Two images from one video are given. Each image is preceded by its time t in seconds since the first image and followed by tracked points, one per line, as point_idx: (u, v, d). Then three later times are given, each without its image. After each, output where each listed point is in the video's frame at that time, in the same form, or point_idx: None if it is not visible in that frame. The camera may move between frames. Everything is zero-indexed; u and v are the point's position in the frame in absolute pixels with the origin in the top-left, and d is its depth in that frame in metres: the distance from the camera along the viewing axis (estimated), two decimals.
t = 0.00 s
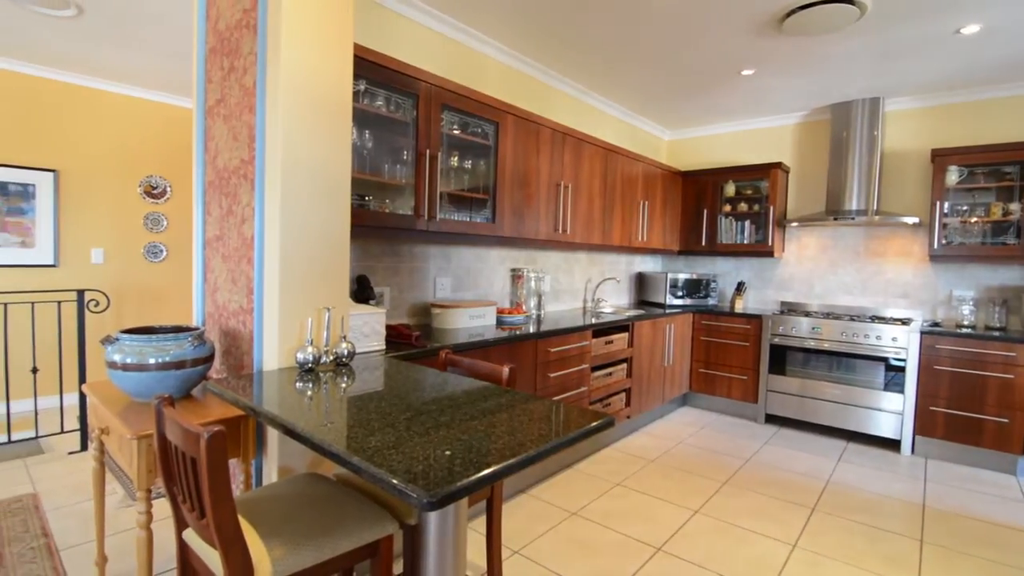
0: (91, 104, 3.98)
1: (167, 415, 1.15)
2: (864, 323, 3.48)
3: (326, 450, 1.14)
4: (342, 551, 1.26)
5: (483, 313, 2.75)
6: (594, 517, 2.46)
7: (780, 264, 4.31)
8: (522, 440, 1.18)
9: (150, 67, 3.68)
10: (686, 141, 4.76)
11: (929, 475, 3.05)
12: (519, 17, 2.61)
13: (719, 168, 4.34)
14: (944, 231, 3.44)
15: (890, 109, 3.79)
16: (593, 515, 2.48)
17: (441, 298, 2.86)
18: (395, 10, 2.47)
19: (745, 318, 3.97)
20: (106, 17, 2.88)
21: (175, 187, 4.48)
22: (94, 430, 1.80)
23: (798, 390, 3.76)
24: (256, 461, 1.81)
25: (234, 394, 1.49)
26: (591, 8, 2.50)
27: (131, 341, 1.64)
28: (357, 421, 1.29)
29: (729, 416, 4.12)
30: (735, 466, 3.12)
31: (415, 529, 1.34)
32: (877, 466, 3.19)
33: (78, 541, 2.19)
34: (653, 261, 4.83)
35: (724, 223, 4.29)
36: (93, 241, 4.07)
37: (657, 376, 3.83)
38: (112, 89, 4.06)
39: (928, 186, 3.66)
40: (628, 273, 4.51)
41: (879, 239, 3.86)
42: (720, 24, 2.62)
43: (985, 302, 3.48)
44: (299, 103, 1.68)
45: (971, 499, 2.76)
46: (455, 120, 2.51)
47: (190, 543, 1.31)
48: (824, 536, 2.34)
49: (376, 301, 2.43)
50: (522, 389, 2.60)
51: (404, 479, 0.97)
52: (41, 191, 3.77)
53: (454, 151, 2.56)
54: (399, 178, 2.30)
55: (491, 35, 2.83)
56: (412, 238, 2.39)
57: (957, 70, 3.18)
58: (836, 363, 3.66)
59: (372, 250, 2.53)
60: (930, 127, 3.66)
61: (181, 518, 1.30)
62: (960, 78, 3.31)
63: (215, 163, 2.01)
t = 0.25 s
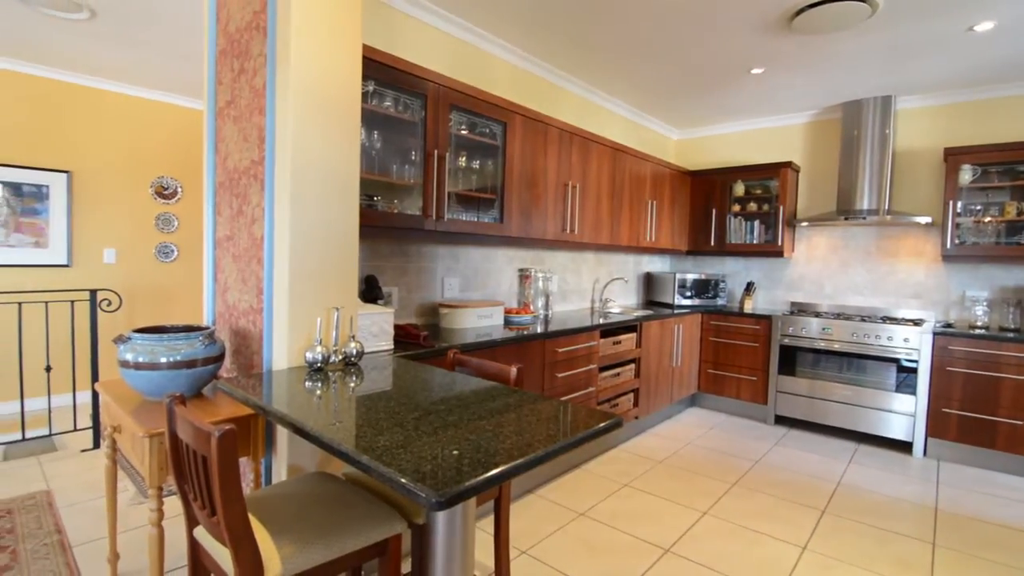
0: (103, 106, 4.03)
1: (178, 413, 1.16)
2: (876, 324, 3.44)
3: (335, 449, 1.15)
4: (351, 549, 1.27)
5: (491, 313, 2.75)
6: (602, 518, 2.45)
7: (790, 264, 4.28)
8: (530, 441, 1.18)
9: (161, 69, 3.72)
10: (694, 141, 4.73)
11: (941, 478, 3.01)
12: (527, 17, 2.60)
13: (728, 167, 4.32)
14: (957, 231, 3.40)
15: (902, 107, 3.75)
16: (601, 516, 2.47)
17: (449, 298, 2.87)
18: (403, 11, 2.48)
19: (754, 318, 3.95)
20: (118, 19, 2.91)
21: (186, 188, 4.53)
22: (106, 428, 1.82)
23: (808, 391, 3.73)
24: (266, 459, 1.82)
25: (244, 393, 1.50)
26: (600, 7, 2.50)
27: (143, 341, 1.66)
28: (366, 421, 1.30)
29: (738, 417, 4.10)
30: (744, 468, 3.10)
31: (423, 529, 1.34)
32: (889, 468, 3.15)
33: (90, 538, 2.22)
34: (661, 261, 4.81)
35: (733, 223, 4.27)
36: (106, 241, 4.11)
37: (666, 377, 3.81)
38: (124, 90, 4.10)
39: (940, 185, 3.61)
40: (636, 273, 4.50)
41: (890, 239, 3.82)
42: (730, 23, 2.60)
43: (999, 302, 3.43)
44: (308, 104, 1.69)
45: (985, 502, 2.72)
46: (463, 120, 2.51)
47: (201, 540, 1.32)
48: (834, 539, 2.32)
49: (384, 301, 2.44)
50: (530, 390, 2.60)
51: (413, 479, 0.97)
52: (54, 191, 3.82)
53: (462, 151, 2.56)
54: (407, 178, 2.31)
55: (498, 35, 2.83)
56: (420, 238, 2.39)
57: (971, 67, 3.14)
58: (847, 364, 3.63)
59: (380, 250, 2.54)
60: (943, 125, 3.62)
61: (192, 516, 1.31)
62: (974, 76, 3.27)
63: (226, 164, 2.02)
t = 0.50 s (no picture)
0: (116, 107, 4.07)
1: (190, 411, 1.17)
2: (888, 325, 3.41)
3: (345, 448, 1.15)
4: (360, 548, 1.27)
5: (500, 313, 2.75)
6: (610, 519, 2.44)
7: (801, 264, 4.24)
8: (539, 441, 1.17)
9: (173, 71, 3.75)
10: (704, 140, 4.70)
11: (955, 481, 2.97)
12: (536, 17, 2.60)
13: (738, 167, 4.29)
14: (972, 230, 3.36)
15: (915, 106, 3.71)
16: (610, 516, 2.46)
17: (457, 298, 2.87)
18: (412, 12, 2.49)
19: (764, 319, 3.91)
20: (130, 22, 2.94)
21: (197, 189, 4.57)
22: (119, 426, 1.85)
23: (818, 392, 3.69)
24: (276, 458, 1.83)
25: (255, 392, 1.51)
26: (608, 7, 2.49)
27: (155, 340, 1.67)
28: (375, 420, 1.30)
29: (747, 418, 4.07)
30: (754, 469, 3.08)
31: (432, 528, 1.34)
32: (901, 471, 3.12)
33: (103, 535, 2.24)
34: (670, 261, 4.79)
35: (743, 223, 4.24)
36: (119, 241, 4.16)
37: (675, 377, 3.79)
38: (136, 92, 4.15)
39: (954, 184, 3.56)
40: (645, 273, 4.48)
41: (903, 239, 3.78)
42: (740, 21, 2.58)
43: (1014, 303, 3.38)
44: (318, 104, 1.70)
45: (1000, 506, 2.68)
46: (471, 121, 2.51)
47: (212, 538, 1.34)
48: (845, 542, 2.30)
49: (393, 301, 2.45)
50: (539, 390, 2.60)
51: (422, 478, 0.97)
52: (68, 192, 3.87)
53: (471, 152, 2.56)
54: (416, 178, 2.32)
55: (507, 35, 2.83)
56: (428, 238, 2.40)
57: (986, 65, 3.10)
58: (859, 365, 3.59)
59: (389, 250, 2.55)
60: (957, 124, 3.57)
61: (204, 514, 1.33)
62: (989, 73, 3.22)
63: (237, 165, 2.04)
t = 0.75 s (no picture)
0: (128, 109, 4.12)
1: (201, 410, 1.19)
2: (900, 325, 3.37)
3: (354, 447, 1.16)
4: (369, 547, 1.27)
5: (508, 313, 2.75)
6: (618, 519, 2.44)
7: (811, 264, 4.21)
8: (548, 441, 1.17)
9: (184, 73, 3.79)
10: (713, 139, 4.68)
11: (969, 484, 2.93)
12: (544, 17, 2.60)
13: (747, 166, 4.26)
14: (986, 230, 3.32)
15: (928, 104, 3.67)
16: (618, 517, 2.45)
17: (465, 298, 2.88)
18: (421, 13, 2.50)
19: (775, 319, 3.88)
20: (143, 24, 2.97)
21: (208, 189, 4.61)
22: (132, 424, 1.87)
23: (829, 394, 3.66)
24: (286, 456, 1.85)
25: (265, 391, 1.52)
26: (617, 6, 2.48)
27: (167, 339, 1.69)
28: (384, 419, 1.31)
29: (757, 419, 4.04)
30: (764, 471, 3.05)
31: (440, 527, 1.35)
32: (914, 473, 3.08)
33: (116, 531, 2.27)
34: (679, 261, 4.76)
35: (753, 223, 4.21)
36: (131, 242, 4.21)
37: (683, 378, 3.77)
38: (148, 94, 4.19)
39: (969, 182, 3.52)
40: (654, 273, 4.46)
41: (915, 239, 3.74)
42: (750, 19, 2.56)
43: None
44: (328, 105, 1.71)
45: (1015, 509, 2.64)
46: (479, 121, 2.52)
47: (223, 535, 1.35)
48: (856, 544, 2.28)
49: (401, 300, 2.45)
50: (547, 390, 2.59)
51: (431, 478, 0.98)
52: (82, 193, 3.92)
53: (479, 152, 2.57)
54: (424, 178, 2.32)
55: (516, 34, 2.83)
56: (437, 238, 2.41)
57: (1001, 62, 3.05)
58: (870, 366, 3.56)
59: (398, 250, 2.56)
60: (971, 122, 3.52)
61: (215, 511, 1.34)
62: (1004, 70, 3.18)
63: (248, 165, 2.06)
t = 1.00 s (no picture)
0: (141, 111, 4.17)
1: (212, 408, 1.20)
2: (913, 326, 3.33)
3: (363, 446, 1.16)
4: (378, 545, 1.28)
5: (516, 313, 2.75)
6: (626, 520, 2.43)
7: (822, 264, 4.17)
8: (557, 441, 1.17)
9: (195, 74, 3.82)
10: (723, 138, 4.65)
11: (983, 487, 2.89)
12: (553, 16, 2.59)
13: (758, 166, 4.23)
14: (1000, 230, 3.28)
15: (941, 102, 3.62)
16: (627, 518, 2.44)
17: (474, 298, 2.88)
18: (430, 13, 2.50)
19: (785, 320, 3.85)
20: (154, 27, 3.00)
21: (219, 190, 4.66)
22: (144, 422, 1.89)
23: (840, 395, 3.62)
24: (295, 455, 1.86)
25: (276, 390, 1.53)
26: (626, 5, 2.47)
27: (179, 338, 1.71)
28: (393, 419, 1.31)
29: (767, 420, 4.01)
30: (774, 473, 3.03)
31: (449, 527, 1.35)
32: (927, 476, 3.04)
33: (128, 529, 2.29)
34: (688, 261, 4.74)
35: (763, 222, 4.18)
36: (143, 242, 4.25)
37: (693, 378, 3.75)
38: (160, 96, 4.24)
39: (983, 181, 3.47)
40: (663, 273, 4.44)
41: (928, 239, 3.69)
42: (760, 17, 2.54)
43: None
44: (337, 106, 1.72)
45: None
46: (488, 121, 2.52)
47: (234, 533, 1.36)
48: (868, 547, 2.25)
49: (410, 300, 2.46)
50: (555, 390, 2.59)
51: (440, 477, 0.98)
52: (95, 194, 3.97)
53: (487, 152, 2.57)
54: (433, 179, 2.33)
55: (524, 35, 2.83)
56: (445, 238, 2.41)
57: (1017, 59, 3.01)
58: (883, 367, 3.52)
59: (406, 250, 2.57)
60: (985, 120, 3.47)
61: (226, 509, 1.35)
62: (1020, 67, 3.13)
63: (258, 166, 2.07)
